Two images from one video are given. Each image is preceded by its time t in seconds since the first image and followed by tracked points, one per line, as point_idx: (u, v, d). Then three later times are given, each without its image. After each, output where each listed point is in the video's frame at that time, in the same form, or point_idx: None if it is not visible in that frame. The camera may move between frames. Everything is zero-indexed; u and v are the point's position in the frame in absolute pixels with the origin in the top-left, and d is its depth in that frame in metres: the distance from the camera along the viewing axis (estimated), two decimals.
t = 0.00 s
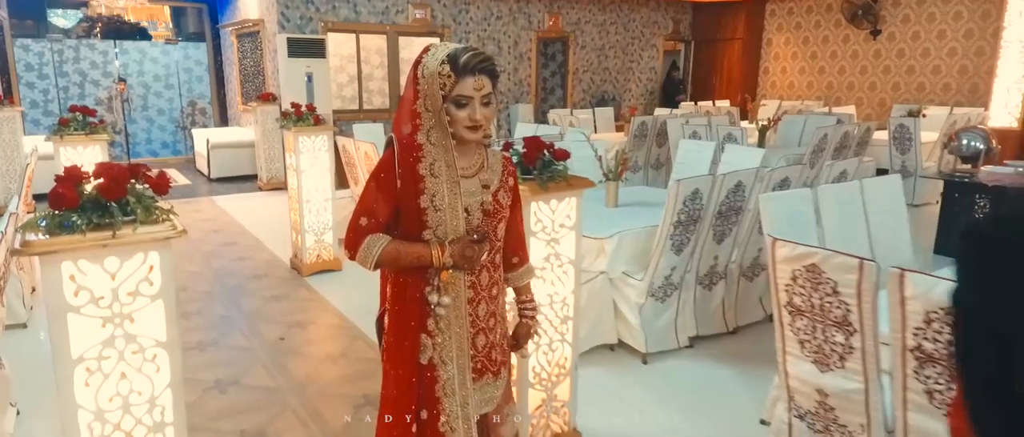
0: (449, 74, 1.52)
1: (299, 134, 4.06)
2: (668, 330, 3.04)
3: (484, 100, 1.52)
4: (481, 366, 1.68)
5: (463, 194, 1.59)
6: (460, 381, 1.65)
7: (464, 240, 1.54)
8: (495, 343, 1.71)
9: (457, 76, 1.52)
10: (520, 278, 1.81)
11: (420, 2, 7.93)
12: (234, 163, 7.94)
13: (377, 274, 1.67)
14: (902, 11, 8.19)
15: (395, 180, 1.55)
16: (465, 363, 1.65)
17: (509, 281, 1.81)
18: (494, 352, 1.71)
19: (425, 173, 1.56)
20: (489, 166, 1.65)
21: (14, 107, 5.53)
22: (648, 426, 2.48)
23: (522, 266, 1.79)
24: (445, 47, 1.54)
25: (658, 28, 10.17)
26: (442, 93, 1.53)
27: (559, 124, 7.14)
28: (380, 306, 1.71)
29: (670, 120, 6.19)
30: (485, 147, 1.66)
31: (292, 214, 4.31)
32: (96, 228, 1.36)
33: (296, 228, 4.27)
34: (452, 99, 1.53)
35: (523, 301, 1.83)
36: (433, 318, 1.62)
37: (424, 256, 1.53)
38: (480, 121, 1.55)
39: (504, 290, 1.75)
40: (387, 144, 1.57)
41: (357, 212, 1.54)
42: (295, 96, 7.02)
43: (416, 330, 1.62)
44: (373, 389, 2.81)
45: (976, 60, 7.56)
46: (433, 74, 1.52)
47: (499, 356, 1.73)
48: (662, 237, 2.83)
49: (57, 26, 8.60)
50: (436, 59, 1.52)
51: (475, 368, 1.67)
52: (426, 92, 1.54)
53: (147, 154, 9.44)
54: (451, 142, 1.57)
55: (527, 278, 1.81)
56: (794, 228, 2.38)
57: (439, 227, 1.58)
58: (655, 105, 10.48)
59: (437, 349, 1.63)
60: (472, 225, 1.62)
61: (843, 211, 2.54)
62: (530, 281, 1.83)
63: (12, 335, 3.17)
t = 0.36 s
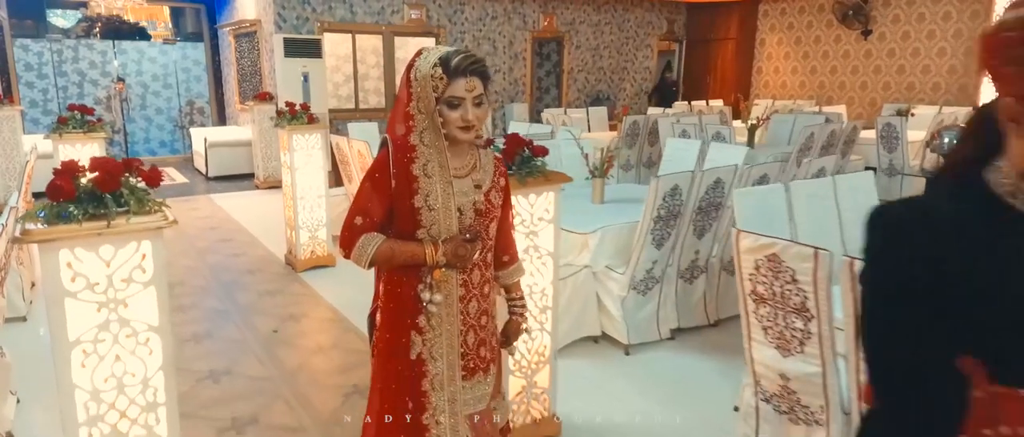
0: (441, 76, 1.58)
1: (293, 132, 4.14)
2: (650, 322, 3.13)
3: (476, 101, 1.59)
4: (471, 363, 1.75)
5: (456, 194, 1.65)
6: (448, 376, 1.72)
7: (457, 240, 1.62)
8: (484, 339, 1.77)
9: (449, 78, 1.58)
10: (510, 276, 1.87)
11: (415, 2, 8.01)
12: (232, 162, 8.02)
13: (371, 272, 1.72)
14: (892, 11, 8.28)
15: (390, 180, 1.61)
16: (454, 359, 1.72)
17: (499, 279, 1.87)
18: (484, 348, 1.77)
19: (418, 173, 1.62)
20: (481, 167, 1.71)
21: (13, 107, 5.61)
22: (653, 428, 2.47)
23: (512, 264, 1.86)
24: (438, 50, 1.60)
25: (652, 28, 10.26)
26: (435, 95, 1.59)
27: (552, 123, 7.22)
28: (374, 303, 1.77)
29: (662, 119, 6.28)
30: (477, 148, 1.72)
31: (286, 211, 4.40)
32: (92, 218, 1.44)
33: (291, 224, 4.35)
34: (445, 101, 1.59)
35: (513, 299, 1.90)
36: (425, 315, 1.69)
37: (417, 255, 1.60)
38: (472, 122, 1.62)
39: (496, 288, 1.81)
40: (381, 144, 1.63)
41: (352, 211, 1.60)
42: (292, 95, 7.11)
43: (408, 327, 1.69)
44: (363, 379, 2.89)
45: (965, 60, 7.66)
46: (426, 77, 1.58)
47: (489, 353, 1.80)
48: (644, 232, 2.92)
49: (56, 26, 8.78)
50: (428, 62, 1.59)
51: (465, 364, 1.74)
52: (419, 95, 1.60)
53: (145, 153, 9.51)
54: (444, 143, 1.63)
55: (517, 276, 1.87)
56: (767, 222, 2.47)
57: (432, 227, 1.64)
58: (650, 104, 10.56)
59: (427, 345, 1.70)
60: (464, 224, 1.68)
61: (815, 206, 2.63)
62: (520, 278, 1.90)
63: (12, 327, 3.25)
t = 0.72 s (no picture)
0: (425, 74, 1.65)
1: (286, 130, 4.25)
2: (629, 314, 3.24)
3: (459, 97, 1.65)
4: (461, 362, 1.80)
5: (443, 191, 1.72)
6: (439, 374, 1.77)
7: (446, 236, 1.68)
8: (476, 339, 1.82)
9: (432, 75, 1.66)
10: (501, 275, 1.93)
11: (409, 3, 8.12)
12: (228, 161, 8.12)
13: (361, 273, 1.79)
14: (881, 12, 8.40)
15: (376, 179, 1.69)
16: (445, 358, 1.77)
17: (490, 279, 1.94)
18: (476, 348, 1.82)
19: (404, 172, 1.70)
20: (466, 165, 1.78)
21: (12, 106, 5.70)
22: (649, 427, 2.48)
23: (502, 263, 1.93)
24: (420, 51, 1.69)
25: (645, 28, 10.37)
26: (419, 92, 1.66)
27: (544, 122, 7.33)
28: (364, 304, 1.82)
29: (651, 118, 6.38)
30: (462, 147, 1.80)
31: (279, 208, 4.50)
32: (85, 208, 1.54)
33: (284, 221, 4.45)
34: (429, 98, 1.67)
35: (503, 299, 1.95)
36: (415, 314, 1.74)
37: (406, 253, 1.67)
38: (456, 119, 1.69)
39: (486, 287, 1.87)
40: (367, 145, 1.70)
41: (340, 211, 1.68)
42: (287, 95, 7.21)
43: (399, 326, 1.75)
44: (350, 368, 3.00)
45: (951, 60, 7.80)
46: (410, 76, 1.66)
47: (481, 352, 1.85)
48: (621, 226, 3.03)
49: (55, 26, 8.96)
50: (411, 62, 1.67)
51: (456, 363, 1.79)
52: (404, 94, 1.68)
53: (143, 151, 9.60)
54: (429, 139, 1.70)
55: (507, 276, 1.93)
56: (736, 216, 2.57)
57: (420, 224, 1.71)
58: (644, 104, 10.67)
59: (417, 344, 1.75)
60: (452, 221, 1.75)
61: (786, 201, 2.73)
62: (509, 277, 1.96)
63: (10, 320, 3.35)
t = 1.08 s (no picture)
0: (407, 68, 1.68)
1: (279, 129, 4.34)
2: (612, 307, 3.32)
3: (441, 90, 1.67)
4: (447, 355, 1.82)
5: (426, 184, 1.74)
6: (426, 368, 1.78)
7: (430, 230, 1.69)
8: (462, 332, 1.85)
9: (414, 69, 1.68)
10: (481, 272, 1.95)
11: (405, 3, 8.20)
12: (225, 160, 8.20)
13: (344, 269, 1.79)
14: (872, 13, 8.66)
15: (359, 174, 1.71)
16: (431, 351, 1.79)
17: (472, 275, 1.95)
18: (462, 341, 1.85)
19: (387, 165, 1.72)
20: (448, 159, 1.81)
21: (11, 105, 5.78)
22: (649, 426, 2.48)
23: (482, 259, 1.95)
24: (401, 46, 1.71)
25: (640, 28, 10.46)
26: (401, 85, 1.69)
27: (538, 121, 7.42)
28: (346, 299, 1.83)
29: (642, 117, 6.47)
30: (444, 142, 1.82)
31: (273, 205, 4.58)
32: (78, 200, 1.63)
33: (277, 217, 4.53)
34: (411, 91, 1.69)
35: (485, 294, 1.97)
36: (400, 308, 1.76)
37: (390, 246, 1.68)
38: (438, 113, 1.71)
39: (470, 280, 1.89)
40: (348, 139, 1.73)
41: (322, 207, 1.69)
42: (283, 94, 7.30)
43: (385, 321, 1.77)
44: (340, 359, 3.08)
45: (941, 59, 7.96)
46: (393, 70, 1.68)
47: (468, 346, 1.87)
48: (603, 221, 3.11)
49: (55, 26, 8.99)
50: (392, 57, 1.69)
51: (442, 356, 1.81)
52: (385, 89, 1.70)
53: (141, 150, 9.69)
54: (412, 133, 1.72)
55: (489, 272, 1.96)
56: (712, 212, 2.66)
57: (404, 217, 1.72)
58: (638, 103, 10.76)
59: (403, 339, 1.77)
60: (436, 214, 1.76)
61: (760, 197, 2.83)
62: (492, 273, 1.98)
63: (8, 313, 3.43)
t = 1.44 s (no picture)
0: (385, 68, 1.65)
1: (272, 127, 4.43)
2: (595, 300, 3.40)
3: (419, 90, 1.64)
4: (426, 347, 1.77)
5: (404, 182, 1.72)
6: (405, 359, 1.75)
7: (407, 227, 1.67)
8: (442, 323, 1.80)
9: (393, 69, 1.65)
10: (463, 264, 1.90)
11: (399, 4, 8.28)
12: (222, 158, 8.29)
13: (324, 265, 1.76)
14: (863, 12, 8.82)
15: (338, 172, 1.70)
16: (409, 344, 1.75)
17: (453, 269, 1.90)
18: (442, 332, 1.79)
19: (365, 163, 1.70)
20: (428, 156, 1.78)
21: (8, 104, 5.86)
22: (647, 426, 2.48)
23: (464, 252, 1.89)
24: (381, 45, 1.68)
25: (634, 28, 10.56)
26: (380, 85, 1.66)
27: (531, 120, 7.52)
28: (326, 294, 1.80)
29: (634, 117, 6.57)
30: (423, 139, 1.79)
31: (266, 202, 4.67)
32: (70, 193, 1.70)
33: (271, 214, 4.61)
34: (390, 90, 1.66)
35: (467, 287, 1.92)
36: (379, 302, 1.73)
37: (368, 243, 1.66)
38: (416, 112, 1.68)
39: (450, 274, 1.84)
40: (326, 138, 1.71)
41: (302, 205, 1.67)
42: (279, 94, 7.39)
43: (363, 315, 1.74)
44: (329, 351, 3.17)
45: (930, 59, 8.11)
46: (370, 71, 1.66)
47: (449, 336, 1.81)
48: (585, 217, 3.19)
49: (54, 26, 9.03)
50: (372, 55, 1.66)
51: (421, 347, 1.77)
52: (364, 87, 1.68)
53: (139, 149, 9.78)
54: (390, 132, 1.69)
55: (470, 264, 1.91)
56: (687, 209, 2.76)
57: (382, 214, 1.70)
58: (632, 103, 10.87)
59: (382, 331, 1.74)
60: (414, 211, 1.74)
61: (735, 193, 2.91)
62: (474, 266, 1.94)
63: (6, 307, 3.51)
